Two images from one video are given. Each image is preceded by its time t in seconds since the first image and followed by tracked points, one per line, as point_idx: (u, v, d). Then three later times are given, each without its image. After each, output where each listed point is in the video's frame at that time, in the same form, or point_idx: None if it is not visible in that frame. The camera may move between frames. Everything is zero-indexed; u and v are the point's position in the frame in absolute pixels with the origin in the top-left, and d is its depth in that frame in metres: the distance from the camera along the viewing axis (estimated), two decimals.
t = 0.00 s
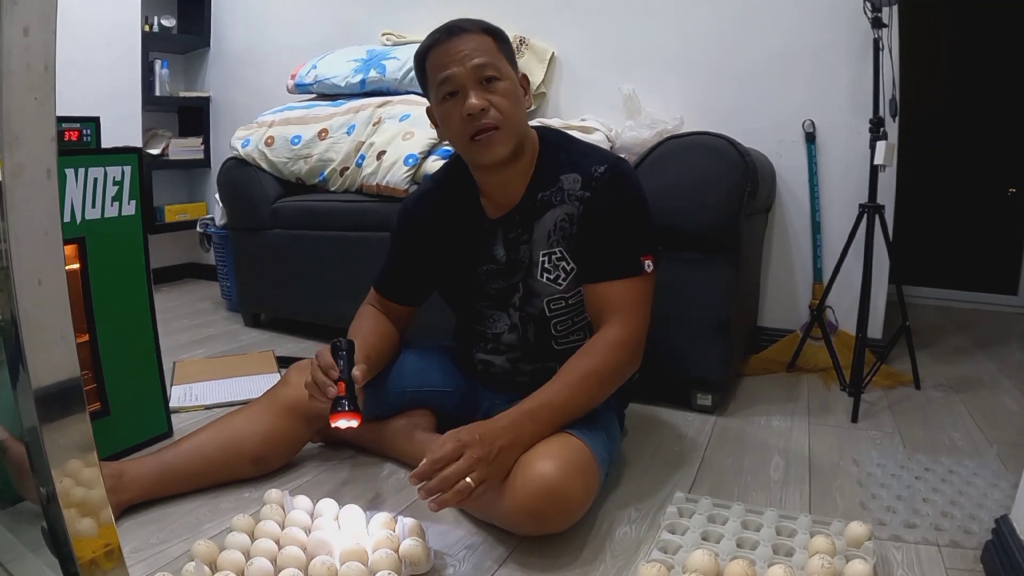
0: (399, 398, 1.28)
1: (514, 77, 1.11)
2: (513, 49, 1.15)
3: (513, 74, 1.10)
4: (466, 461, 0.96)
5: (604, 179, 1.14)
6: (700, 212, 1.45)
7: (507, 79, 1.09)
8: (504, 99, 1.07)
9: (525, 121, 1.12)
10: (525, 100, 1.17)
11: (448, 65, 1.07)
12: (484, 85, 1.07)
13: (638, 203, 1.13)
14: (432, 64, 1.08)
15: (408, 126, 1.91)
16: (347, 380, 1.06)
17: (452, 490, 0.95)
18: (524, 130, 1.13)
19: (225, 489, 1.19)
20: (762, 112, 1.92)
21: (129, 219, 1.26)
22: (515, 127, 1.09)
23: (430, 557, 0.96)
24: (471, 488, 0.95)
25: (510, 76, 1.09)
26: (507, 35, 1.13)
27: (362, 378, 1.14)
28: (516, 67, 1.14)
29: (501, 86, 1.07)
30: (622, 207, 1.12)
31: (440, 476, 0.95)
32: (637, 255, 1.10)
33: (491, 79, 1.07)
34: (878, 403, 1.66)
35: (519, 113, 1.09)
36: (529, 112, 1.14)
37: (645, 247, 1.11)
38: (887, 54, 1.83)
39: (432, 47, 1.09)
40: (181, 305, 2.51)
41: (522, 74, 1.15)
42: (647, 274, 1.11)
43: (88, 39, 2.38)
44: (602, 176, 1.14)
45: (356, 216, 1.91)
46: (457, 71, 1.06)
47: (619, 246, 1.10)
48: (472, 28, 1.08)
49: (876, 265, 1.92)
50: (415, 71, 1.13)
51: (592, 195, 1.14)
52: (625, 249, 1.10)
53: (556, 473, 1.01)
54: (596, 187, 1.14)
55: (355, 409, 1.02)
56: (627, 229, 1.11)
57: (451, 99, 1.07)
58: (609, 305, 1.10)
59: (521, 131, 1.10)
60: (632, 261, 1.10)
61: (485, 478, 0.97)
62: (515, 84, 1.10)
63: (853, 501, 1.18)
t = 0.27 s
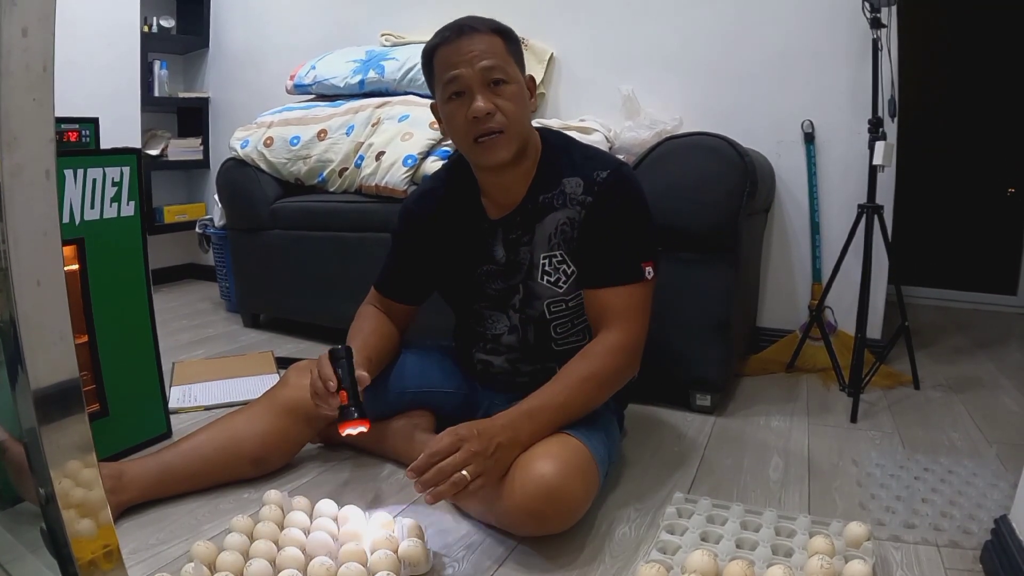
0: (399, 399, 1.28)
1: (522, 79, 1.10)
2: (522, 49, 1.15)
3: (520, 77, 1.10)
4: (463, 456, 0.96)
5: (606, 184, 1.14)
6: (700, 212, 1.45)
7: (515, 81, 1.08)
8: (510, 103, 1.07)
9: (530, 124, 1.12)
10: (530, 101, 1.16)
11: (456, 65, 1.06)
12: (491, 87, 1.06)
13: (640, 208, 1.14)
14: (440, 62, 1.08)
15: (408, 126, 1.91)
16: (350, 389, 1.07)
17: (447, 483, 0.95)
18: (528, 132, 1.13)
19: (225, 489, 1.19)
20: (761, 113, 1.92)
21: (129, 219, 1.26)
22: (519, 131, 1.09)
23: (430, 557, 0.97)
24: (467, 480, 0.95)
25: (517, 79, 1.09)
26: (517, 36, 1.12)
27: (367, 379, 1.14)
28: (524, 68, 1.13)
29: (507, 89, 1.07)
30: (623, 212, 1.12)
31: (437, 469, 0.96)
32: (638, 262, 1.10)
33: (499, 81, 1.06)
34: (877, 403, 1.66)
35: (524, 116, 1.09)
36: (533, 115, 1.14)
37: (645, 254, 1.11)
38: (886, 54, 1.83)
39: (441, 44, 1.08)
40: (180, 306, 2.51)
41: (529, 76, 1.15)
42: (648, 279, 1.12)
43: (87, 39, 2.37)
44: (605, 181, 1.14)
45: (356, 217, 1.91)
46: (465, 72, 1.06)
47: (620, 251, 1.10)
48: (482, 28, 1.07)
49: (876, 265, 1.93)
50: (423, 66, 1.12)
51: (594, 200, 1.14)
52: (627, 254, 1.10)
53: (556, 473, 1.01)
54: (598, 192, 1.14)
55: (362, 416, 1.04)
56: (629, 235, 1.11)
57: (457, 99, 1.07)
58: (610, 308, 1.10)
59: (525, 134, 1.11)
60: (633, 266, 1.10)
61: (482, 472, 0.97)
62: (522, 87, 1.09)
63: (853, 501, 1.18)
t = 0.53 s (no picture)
0: (398, 400, 1.28)
1: (527, 82, 1.10)
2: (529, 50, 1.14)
3: (525, 80, 1.09)
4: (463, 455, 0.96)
5: (605, 185, 1.14)
6: (700, 212, 1.45)
7: (520, 84, 1.08)
8: (513, 106, 1.06)
9: (531, 126, 1.12)
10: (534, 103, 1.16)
11: (461, 65, 1.05)
12: (495, 89, 1.06)
13: (639, 209, 1.14)
14: (446, 59, 1.07)
15: (408, 127, 1.91)
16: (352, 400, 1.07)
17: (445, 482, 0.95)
18: (530, 134, 1.12)
19: (225, 489, 1.19)
20: (761, 113, 1.92)
21: (129, 219, 1.26)
22: (520, 134, 1.09)
23: (430, 557, 0.97)
24: (466, 482, 0.95)
25: (521, 82, 1.08)
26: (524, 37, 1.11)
27: (372, 383, 1.14)
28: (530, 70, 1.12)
29: (511, 92, 1.07)
30: (622, 213, 1.12)
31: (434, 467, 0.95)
32: (637, 263, 1.10)
33: (504, 84, 1.06)
34: (878, 403, 1.66)
35: (527, 120, 1.09)
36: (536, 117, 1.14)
37: (643, 256, 1.10)
38: (886, 54, 1.83)
39: (448, 41, 1.07)
40: (180, 306, 2.51)
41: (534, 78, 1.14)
42: (647, 280, 1.11)
43: (87, 39, 2.37)
44: (604, 182, 1.14)
45: (356, 217, 1.91)
46: (471, 72, 1.05)
47: (619, 252, 1.10)
48: (490, 28, 1.06)
49: (876, 266, 1.92)
50: (429, 61, 1.11)
51: (593, 201, 1.14)
52: (625, 255, 1.10)
53: (556, 473, 1.01)
54: (597, 193, 1.13)
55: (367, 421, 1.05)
56: (628, 235, 1.11)
57: (461, 98, 1.06)
58: (609, 309, 1.10)
59: (526, 137, 1.11)
60: (633, 267, 1.10)
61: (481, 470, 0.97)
62: (526, 90, 1.09)
63: (853, 501, 1.18)
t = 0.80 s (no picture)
0: (399, 399, 1.28)
1: (528, 85, 1.09)
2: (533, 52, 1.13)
3: (526, 83, 1.09)
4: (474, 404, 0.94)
5: (604, 185, 1.14)
6: (700, 212, 1.45)
7: (520, 87, 1.07)
8: (512, 109, 1.06)
9: (530, 129, 1.12)
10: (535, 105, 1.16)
11: (463, 65, 1.05)
12: (495, 90, 1.06)
13: (638, 208, 1.14)
14: (449, 58, 1.07)
15: (408, 126, 1.91)
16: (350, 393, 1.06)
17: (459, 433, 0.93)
18: (529, 136, 1.12)
19: (225, 489, 1.19)
20: (762, 113, 1.92)
21: (129, 219, 1.26)
22: (518, 137, 1.08)
23: (430, 557, 0.97)
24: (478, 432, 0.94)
25: (522, 85, 1.08)
26: (528, 37, 1.10)
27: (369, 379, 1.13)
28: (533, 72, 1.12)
29: (511, 94, 1.06)
30: (622, 212, 1.12)
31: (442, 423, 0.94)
32: (638, 262, 1.10)
33: (504, 86, 1.06)
34: (878, 403, 1.66)
35: (526, 122, 1.09)
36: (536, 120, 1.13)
37: (645, 254, 1.11)
38: (887, 54, 1.83)
39: (451, 41, 1.07)
40: (180, 305, 2.51)
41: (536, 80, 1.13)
42: (649, 279, 1.12)
43: (87, 39, 2.37)
44: (602, 182, 1.14)
45: (356, 217, 1.91)
46: (471, 73, 1.05)
47: (619, 250, 1.10)
48: (492, 29, 1.06)
49: (876, 265, 1.92)
50: (432, 59, 1.11)
51: (592, 200, 1.14)
52: (625, 253, 1.10)
53: (556, 471, 1.01)
54: (597, 192, 1.14)
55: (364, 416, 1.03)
56: (627, 234, 1.11)
57: (461, 98, 1.06)
58: (613, 304, 1.10)
59: (524, 140, 1.10)
60: (633, 265, 1.10)
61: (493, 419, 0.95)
62: (526, 93, 1.09)
63: (853, 501, 1.18)
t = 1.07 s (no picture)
0: (398, 400, 1.28)
1: (526, 86, 1.09)
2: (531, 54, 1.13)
3: (524, 84, 1.09)
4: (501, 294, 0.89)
5: (604, 182, 1.14)
6: (700, 212, 1.45)
7: (518, 88, 1.07)
8: (510, 110, 1.06)
9: (529, 130, 1.12)
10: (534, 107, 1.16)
11: (461, 66, 1.05)
12: (492, 92, 1.06)
13: (638, 204, 1.13)
14: (446, 60, 1.07)
15: (408, 126, 1.91)
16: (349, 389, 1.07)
17: (493, 280, 0.84)
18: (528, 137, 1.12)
19: (224, 489, 1.19)
20: (762, 113, 1.92)
21: (129, 219, 1.26)
22: (516, 138, 1.08)
23: (430, 558, 0.97)
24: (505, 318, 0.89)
25: (520, 86, 1.08)
26: (525, 39, 1.10)
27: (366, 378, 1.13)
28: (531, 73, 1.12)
29: (508, 96, 1.06)
30: (624, 207, 1.12)
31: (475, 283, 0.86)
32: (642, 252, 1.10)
33: (501, 87, 1.06)
34: (878, 403, 1.66)
35: (524, 124, 1.09)
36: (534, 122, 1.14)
37: (651, 245, 1.11)
38: (886, 54, 1.83)
39: (449, 43, 1.07)
40: (180, 306, 2.51)
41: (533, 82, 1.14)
42: (654, 271, 1.12)
43: (87, 39, 2.37)
44: (603, 179, 1.14)
45: (356, 217, 1.91)
46: (468, 75, 1.05)
47: (621, 245, 1.10)
48: (490, 31, 1.06)
49: (876, 265, 1.92)
50: (430, 61, 1.11)
51: (593, 197, 1.14)
52: (626, 248, 1.10)
53: (556, 472, 1.01)
54: (597, 189, 1.14)
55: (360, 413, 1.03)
56: (629, 228, 1.11)
57: (458, 99, 1.06)
58: (619, 291, 1.09)
59: (522, 141, 1.10)
60: (634, 260, 1.10)
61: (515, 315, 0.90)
62: (524, 95, 1.09)
63: (853, 501, 1.18)
